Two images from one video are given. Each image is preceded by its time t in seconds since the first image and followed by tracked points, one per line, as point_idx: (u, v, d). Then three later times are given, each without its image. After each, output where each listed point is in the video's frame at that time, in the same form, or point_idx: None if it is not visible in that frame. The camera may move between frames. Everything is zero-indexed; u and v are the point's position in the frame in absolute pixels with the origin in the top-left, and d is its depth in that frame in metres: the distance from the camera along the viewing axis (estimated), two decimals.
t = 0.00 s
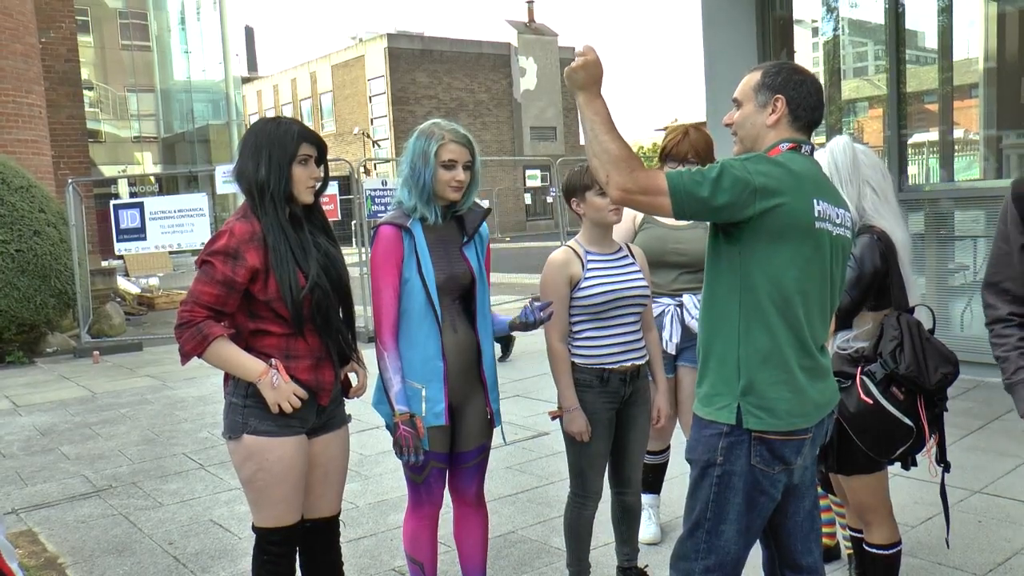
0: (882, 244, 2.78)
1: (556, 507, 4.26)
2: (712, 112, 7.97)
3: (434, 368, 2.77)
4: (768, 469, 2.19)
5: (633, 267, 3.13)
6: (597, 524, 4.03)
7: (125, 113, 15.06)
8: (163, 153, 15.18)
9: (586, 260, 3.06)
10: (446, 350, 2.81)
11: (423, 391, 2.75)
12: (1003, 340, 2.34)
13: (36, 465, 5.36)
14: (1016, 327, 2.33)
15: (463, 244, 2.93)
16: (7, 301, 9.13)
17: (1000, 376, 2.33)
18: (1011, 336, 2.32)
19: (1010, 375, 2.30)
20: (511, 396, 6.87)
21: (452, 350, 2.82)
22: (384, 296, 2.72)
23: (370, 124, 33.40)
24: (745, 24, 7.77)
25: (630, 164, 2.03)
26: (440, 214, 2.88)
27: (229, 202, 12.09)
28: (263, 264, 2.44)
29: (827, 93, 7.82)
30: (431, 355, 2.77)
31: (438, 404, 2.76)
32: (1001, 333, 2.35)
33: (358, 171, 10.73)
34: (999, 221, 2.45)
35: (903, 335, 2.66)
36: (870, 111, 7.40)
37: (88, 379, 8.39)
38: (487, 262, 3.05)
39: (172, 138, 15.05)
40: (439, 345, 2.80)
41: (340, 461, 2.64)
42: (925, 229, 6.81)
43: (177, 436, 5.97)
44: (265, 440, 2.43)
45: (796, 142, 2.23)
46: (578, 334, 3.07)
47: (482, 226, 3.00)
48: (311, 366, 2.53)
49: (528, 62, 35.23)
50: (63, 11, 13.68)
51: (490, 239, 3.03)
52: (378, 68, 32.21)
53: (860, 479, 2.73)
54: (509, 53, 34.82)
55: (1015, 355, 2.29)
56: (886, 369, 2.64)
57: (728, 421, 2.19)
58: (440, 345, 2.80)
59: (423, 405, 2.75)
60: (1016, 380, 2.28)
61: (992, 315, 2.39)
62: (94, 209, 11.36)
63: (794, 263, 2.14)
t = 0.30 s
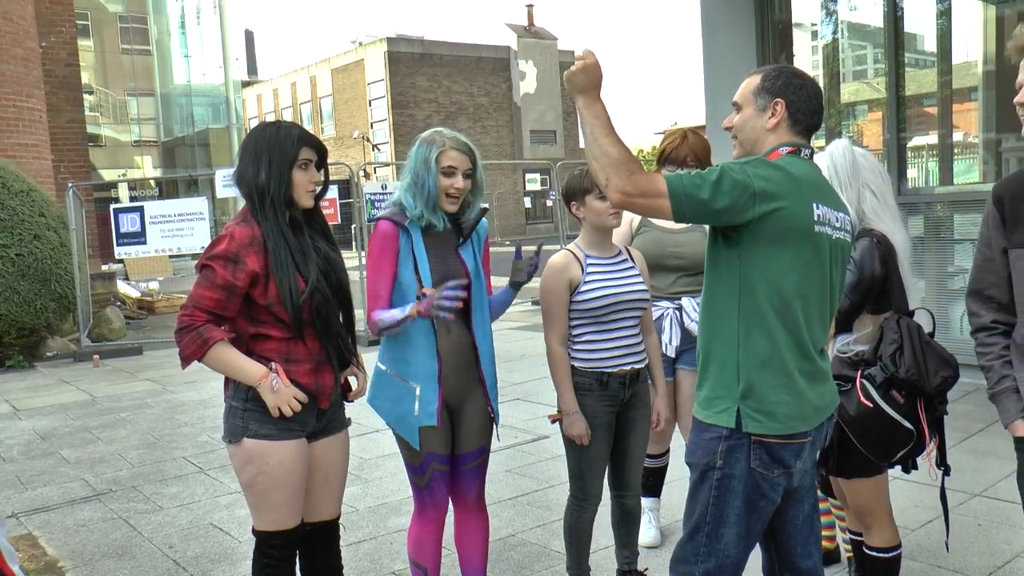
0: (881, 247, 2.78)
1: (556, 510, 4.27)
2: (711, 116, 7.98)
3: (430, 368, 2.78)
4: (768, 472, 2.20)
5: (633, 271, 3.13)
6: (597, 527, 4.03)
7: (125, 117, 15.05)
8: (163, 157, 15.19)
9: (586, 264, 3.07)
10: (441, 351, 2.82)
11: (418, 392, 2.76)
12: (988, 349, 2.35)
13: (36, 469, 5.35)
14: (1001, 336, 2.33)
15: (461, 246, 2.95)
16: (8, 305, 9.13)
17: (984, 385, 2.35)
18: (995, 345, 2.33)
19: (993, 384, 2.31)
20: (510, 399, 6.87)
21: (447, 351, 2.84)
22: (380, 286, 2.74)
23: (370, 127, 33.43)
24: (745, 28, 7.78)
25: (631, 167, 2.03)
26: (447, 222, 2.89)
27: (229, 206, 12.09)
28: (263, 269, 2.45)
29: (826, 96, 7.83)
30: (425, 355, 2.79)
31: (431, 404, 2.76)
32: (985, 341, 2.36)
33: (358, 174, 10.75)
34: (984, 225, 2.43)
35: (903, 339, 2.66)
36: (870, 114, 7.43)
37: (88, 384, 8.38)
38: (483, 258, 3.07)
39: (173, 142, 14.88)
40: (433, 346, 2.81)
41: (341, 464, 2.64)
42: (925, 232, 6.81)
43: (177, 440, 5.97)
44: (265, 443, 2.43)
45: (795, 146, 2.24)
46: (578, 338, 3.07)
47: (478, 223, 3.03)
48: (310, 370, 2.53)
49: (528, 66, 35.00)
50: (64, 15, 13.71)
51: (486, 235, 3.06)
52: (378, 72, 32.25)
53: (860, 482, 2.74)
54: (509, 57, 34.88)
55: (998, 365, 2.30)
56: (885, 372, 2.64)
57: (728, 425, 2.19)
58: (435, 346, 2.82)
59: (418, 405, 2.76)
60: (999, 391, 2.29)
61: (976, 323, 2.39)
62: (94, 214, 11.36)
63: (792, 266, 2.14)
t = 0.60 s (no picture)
0: (883, 250, 2.78)
1: (556, 513, 4.26)
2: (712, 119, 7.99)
3: (429, 368, 2.80)
4: (769, 476, 2.19)
5: (634, 274, 3.13)
6: (598, 530, 4.03)
7: (126, 120, 14.90)
8: (164, 159, 15.19)
9: (587, 267, 3.07)
10: (439, 351, 2.84)
11: (419, 392, 2.77)
12: (973, 354, 2.30)
13: (36, 471, 5.35)
14: (985, 340, 2.27)
15: (451, 248, 2.96)
16: (8, 307, 9.13)
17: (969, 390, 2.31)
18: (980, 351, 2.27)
19: (976, 392, 2.27)
20: (511, 402, 6.86)
21: (446, 352, 2.85)
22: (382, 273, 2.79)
23: (371, 130, 33.44)
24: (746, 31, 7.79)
25: (641, 216, 1.99)
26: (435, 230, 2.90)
27: (230, 208, 12.09)
28: (266, 271, 2.45)
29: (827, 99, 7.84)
30: (425, 355, 2.80)
31: (434, 403, 2.78)
32: (971, 346, 2.30)
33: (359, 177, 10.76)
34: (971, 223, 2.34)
35: (904, 342, 2.66)
36: (870, 118, 7.47)
37: (88, 386, 8.37)
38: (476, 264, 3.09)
39: (174, 144, 14.99)
40: (433, 347, 2.82)
41: (342, 466, 2.64)
42: (925, 235, 6.83)
43: (177, 442, 5.97)
44: (267, 446, 2.43)
45: (797, 149, 2.24)
46: (580, 340, 3.07)
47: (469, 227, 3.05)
48: (312, 373, 2.53)
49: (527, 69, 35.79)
50: (65, 17, 13.73)
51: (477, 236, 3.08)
52: (379, 75, 32.28)
53: (861, 485, 2.74)
54: (509, 59, 34.92)
55: (982, 372, 2.26)
56: (886, 376, 2.64)
57: (730, 429, 2.19)
58: (433, 346, 2.83)
59: (419, 405, 2.76)
60: (981, 398, 2.26)
61: (962, 327, 2.33)
62: (95, 216, 11.37)
63: (795, 270, 2.14)
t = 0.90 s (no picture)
0: (885, 253, 2.78)
1: (556, 515, 4.26)
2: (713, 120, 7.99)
3: (421, 368, 2.79)
4: (767, 478, 2.20)
5: (635, 275, 3.12)
6: (599, 533, 4.02)
7: (128, 121, 15.05)
8: (165, 160, 15.21)
9: (588, 269, 3.07)
10: (432, 352, 2.84)
11: (412, 392, 2.77)
12: (971, 357, 2.24)
13: (37, 472, 5.35)
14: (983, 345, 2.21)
15: (439, 248, 2.97)
16: (9, 308, 9.14)
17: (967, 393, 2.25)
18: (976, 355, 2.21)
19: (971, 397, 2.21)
20: (511, 404, 6.86)
21: (439, 353, 2.85)
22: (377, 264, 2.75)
23: (372, 131, 33.47)
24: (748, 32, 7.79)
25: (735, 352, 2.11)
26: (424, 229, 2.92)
27: (231, 209, 12.10)
28: (270, 271, 2.45)
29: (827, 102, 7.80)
30: (419, 356, 2.80)
31: (427, 403, 2.77)
32: (970, 349, 2.25)
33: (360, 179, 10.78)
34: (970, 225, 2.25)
35: (906, 346, 2.66)
36: (872, 120, 7.46)
37: (89, 387, 8.37)
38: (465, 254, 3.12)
39: (175, 145, 15.11)
40: (427, 348, 2.83)
41: (343, 467, 2.64)
42: (926, 238, 6.82)
43: (178, 443, 5.97)
44: (269, 448, 2.43)
45: (789, 152, 2.24)
46: (581, 342, 3.07)
47: (455, 227, 3.05)
48: (315, 374, 2.53)
49: (528, 70, 35.69)
50: (67, 19, 13.77)
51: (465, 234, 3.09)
52: (380, 76, 32.32)
53: (863, 487, 2.73)
54: (510, 61, 34.95)
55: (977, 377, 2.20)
56: (887, 379, 2.64)
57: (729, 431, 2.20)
58: (426, 346, 2.83)
59: (413, 405, 2.76)
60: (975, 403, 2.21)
61: (962, 330, 2.29)
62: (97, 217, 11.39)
63: (798, 276, 2.16)
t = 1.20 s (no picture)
0: (886, 252, 2.78)
1: (558, 514, 4.26)
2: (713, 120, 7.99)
3: (413, 367, 2.79)
4: (784, 480, 2.19)
5: (635, 275, 3.12)
6: (600, 532, 4.02)
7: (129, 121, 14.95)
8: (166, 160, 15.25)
9: (589, 268, 3.07)
10: (424, 352, 2.84)
11: (404, 392, 2.77)
12: (983, 361, 2.25)
13: (38, 471, 5.36)
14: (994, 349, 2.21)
15: (433, 247, 2.97)
16: (10, 307, 9.14)
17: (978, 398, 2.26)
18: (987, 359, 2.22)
19: (980, 403, 2.22)
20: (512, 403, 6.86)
21: (431, 352, 2.85)
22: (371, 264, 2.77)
23: (373, 131, 33.48)
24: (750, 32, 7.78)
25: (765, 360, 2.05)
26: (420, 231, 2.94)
27: (232, 208, 12.12)
28: (274, 272, 2.45)
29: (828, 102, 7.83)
30: (411, 356, 2.80)
31: (418, 403, 2.77)
32: (982, 354, 2.26)
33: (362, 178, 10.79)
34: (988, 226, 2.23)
35: (907, 346, 2.65)
36: (873, 120, 7.44)
37: (90, 386, 8.38)
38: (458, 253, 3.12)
39: (176, 145, 15.14)
40: (419, 347, 2.83)
41: (344, 467, 2.64)
42: (927, 238, 6.82)
43: (179, 442, 5.97)
44: (271, 447, 2.43)
45: (791, 155, 2.24)
46: (581, 341, 3.07)
47: (448, 228, 3.07)
48: (316, 374, 2.54)
49: (530, 70, 35.73)
50: (68, 19, 13.79)
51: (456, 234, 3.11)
52: (381, 76, 32.33)
53: (866, 487, 2.73)
54: (511, 61, 34.99)
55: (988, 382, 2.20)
56: (889, 379, 2.63)
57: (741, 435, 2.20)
58: (419, 346, 2.83)
59: (404, 405, 2.76)
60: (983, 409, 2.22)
61: (976, 333, 2.30)
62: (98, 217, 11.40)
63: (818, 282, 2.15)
